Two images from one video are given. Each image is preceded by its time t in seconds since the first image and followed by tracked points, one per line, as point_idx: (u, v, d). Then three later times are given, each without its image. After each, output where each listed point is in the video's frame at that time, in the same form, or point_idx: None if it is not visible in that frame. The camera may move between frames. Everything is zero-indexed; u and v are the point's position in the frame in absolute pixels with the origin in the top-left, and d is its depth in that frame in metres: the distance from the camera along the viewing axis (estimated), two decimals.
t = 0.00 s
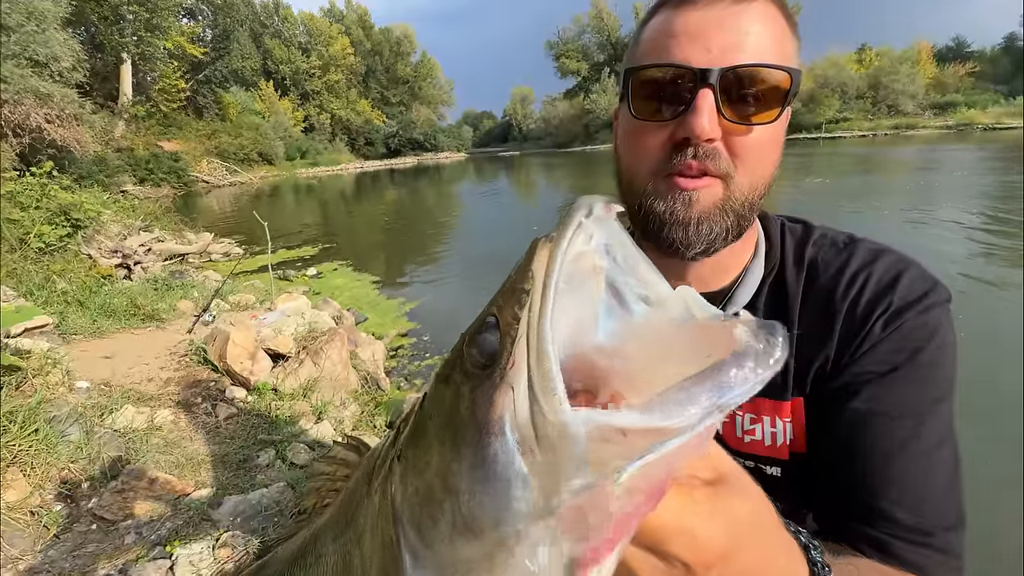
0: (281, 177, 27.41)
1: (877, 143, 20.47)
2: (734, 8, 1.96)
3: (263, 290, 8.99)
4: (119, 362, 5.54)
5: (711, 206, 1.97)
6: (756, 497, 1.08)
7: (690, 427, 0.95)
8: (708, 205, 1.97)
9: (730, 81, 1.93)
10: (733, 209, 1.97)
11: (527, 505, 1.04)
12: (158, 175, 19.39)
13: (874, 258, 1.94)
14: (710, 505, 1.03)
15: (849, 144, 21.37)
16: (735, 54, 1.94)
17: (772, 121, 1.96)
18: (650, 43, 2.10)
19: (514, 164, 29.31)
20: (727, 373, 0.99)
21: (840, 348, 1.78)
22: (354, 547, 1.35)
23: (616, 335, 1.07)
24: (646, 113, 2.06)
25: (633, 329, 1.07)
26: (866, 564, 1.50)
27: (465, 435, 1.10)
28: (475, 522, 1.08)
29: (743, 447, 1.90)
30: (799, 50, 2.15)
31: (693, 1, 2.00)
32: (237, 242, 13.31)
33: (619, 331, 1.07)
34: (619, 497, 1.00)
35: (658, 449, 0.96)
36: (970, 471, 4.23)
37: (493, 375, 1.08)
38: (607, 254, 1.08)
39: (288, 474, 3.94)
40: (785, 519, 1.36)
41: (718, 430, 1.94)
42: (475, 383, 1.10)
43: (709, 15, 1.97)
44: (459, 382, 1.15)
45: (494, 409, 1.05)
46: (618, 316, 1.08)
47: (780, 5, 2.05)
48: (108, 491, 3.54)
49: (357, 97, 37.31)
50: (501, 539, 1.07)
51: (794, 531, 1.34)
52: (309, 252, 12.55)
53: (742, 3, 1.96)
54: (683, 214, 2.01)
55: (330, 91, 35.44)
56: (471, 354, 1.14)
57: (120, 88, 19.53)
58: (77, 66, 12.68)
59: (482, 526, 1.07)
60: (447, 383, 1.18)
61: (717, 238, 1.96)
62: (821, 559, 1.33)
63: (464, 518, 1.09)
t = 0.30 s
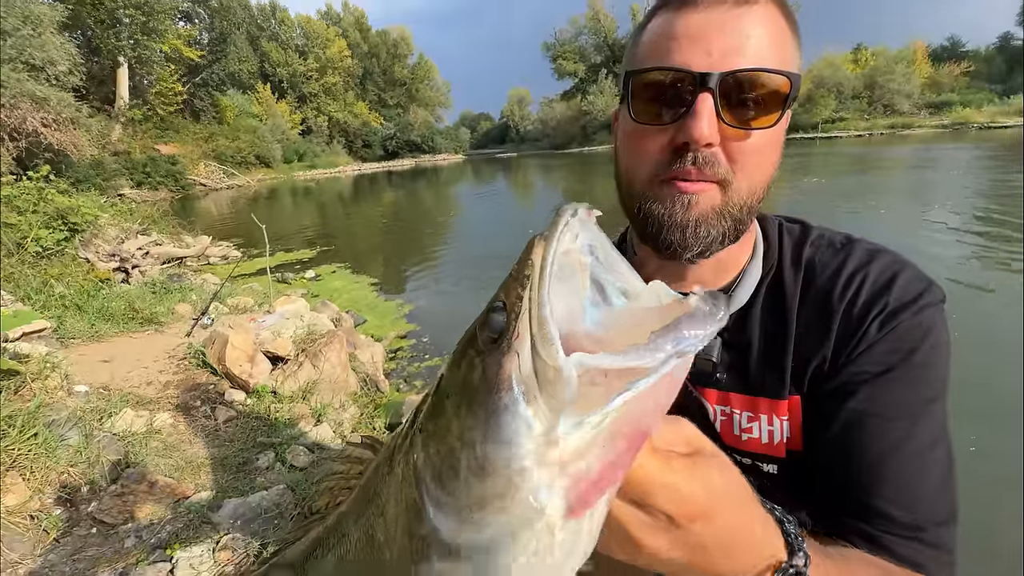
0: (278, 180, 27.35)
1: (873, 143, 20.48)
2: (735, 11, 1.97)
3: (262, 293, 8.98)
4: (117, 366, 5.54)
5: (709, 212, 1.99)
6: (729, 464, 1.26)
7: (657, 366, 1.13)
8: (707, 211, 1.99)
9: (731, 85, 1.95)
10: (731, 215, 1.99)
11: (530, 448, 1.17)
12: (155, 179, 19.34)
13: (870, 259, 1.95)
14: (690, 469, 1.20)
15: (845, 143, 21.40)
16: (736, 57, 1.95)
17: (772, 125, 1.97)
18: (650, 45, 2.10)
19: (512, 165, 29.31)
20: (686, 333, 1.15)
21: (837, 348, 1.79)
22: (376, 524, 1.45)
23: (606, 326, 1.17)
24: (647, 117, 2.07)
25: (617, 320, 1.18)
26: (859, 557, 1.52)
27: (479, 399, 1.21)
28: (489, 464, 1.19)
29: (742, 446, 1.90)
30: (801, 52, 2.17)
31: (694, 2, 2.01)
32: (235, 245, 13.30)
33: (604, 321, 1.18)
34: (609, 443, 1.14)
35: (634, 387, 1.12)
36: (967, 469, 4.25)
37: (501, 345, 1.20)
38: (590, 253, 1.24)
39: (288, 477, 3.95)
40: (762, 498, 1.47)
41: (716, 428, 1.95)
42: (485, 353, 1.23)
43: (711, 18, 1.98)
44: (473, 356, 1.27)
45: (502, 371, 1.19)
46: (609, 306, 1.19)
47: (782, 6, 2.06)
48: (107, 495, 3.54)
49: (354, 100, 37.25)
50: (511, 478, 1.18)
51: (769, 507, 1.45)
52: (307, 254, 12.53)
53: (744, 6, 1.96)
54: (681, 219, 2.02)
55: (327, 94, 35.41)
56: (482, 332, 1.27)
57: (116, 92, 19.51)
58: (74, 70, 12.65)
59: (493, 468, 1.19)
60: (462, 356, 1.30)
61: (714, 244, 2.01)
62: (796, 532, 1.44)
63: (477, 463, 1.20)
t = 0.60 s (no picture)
0: (278, 181, 27.33)
1: (872, 143, 20.48)
2: (742, 9, 1.96)
3: (262, 294, 8.98)
4: (117, 368, 5.54)
5: (706, 214, 1.98)
6: (708, 438, 1.42)
7: (637, 323, 1.24)
8: (704, 213, 1.98)
9: (732, 84, 1.94)
10: (728, 219, 1.97)
11: (532, 398, 1.25)
12: (155, 181, 19.32)
13: (870, 256, 1.95)
14: (676, 433, 1.34)
15: (845, 143, 21.40)
16: (738, 58, 1.95)
17: (773, 129, 1.95)
18: (653, 46, 2.12)
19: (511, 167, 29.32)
20: (657, 294, 1.27)
21: (837, 347, 1.80)
22: (388, 495, 1.48)
23: (594, 304, 1.26)
24: (648, 116, 2.07)
25: (606, 300, 1.27)
26: (853, 548, 1.53)
27: (485, 361, 1.28)
28: (494, 416, 1.25)
29: (743, 445, 1.92)
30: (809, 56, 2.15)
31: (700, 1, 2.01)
32: (234, 247, 13.31)
33: (592, 300, 1.26)
34: (599, 399, 1.25)
35: (617, 340, 1.23)
36: (966, 468, 4.25)
37: (505, 314, 1.26)
38: (575, 243, 1.31)
39: (288, 478, 3.95)
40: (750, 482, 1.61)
41: (717, 428, 1.97)
42: (488, 324, 1.29)
43: (716, 17, 1.97)
44: (476, 328, 1.33)
45: (505, 336, 1.25)
46: (594, 292, 1.27)
47: (791, 7, 2.04)
48: (107, 497, 3.54)
49: (354, 101, 37.27)
50: (513, 431, 1.25)
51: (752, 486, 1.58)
52: (307, 256, 12.53)
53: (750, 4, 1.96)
54: (678, 220, 2.01)
55: (327, 96, 35.38)
56: (485, 306, 1.31)
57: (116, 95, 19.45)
58: (73, 72, 12.62)
59: (499, 419, 1.25)
60: (468, 328, 1.36)
61: (714, 247, 1.98)
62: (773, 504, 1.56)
63: (482, 417, 1.26)
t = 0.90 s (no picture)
0: (277, 182, 27.32)
1: (870, 143, 20.49)
2: (743, 11, 1.95)
3: (261, 295, 8.98)
4: (117, 369, 5.54)
5: (700, 215, 1.98)
6: (691, 418, 1.46)
7: (618, 290, 1.30)
8: (697, 215, 1.99)
9: (729, 86, 1.93)
10: (722, 221, 1.97)
11: (523, 360, 1.31)
12: (154, 182, 19.33)
13: (870, 254, 1.95)
14: (657, 401, 1.38)
15: (844, 143, 21.42)
16: (736, 59, 1.94)
17: (771, 133, 1.95)
18: (652, 48, 2.13)
19: (511, 167, 29.32)
20: (631, 266, 1.35)
21: (837, 343, 1.80)
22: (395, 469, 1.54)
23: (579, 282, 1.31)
24: (645, 118, 2.08)
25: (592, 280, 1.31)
26: (847, 538, 1.52)
27: (482, 331, 1.35)
28: (492, 377, 1.32)
29: (743, 444, 1.92)
30: (814, 58, 2.13)
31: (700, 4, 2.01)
32: (233, 247, 13.31)
33: (577, 279, 1.31)
34: (587, 363, 1.31)
35: (599, 305, 1.29)
36: (967, 467, 4.25)
37: (500, 289, 1.35)
38: (560, 233, 1.35)
39: (287, 479, 3.95)
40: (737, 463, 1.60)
41: (717, 427, 1.97)
42: (483, 300, 1.38)
43: (715, 19, 1.97)
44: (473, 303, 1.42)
45: (500, 306, 1.34)
46: (578, 275, 1.33)
47: (795, 10, 2.02)
48: (107, 497, 3.54)
49: (353, 102, 37.25)
50: (508, 391, 1.32)
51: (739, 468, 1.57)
52: (306, 256, 12.53)
53: (749, 6, 1.95)
54: (671, 221, 2.02)
55: (326, 96, 35.35)
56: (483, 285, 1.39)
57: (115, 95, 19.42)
58: (72, 73, 12.60)
59: (494, 381, 1.32)
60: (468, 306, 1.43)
61: (707, 248, 1.98)
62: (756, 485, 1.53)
63: (482, 380, 1.33)
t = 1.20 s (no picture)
0: (275, 181, 27.27)
1: (869, 142, 20.51)
2: (745, 15, 1.93)
3: (259, 295, 8.97)
4: (115, 369, 5.52)
5: (689, 225, 1.97)
6: (685, 418, 1.45)
7: (609, 291, 1.31)
8: (689, 226, 1.98)
9: (724, 94, 1.92)
10: (716, 231, 1.96)
11: (520, 357, 1.31)
12: (152, 181, 19.30)
13: (871, 258, 1.95)
14: (652, 399, 1.37)
15: (843, 142, 21.42)
16: (733, 66, 1.92)
17: (764, 142, 1.93)
18: (651, 52, 2.12)
19: (509, 166, 29.28)
20: (620, 269, 1.36)
21: (837, 347, 1.80)
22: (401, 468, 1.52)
23: (569, 287, 1.32)
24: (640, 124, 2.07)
25: (583, 284, 1.32)
26: (841, 539, 1.51)
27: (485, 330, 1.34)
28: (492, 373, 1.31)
29: (742, 445, 1.91)
30: (818, 66, 2.11)
31: (702, 7, 2.00)
32: (231, 247, 13.29)
33: (567, 284, 1.33)
34: (580, 361, 1.30)
35: (589, 306, 1.30)
36: (965, 469, 4.25)
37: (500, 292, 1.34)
38: (554, 243, 1.38)
39: (286, 479, 3.93)
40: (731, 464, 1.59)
41: (716, 428, 1.97)
42: (484, 303, 1.37)
43: (716, 23, 1.95)
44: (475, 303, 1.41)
45: (499, 306, 1.33)
46: (570, 279, 1.35)
47: (799, 12, 1.99)
48: (106, 497, 3.53)
49: (351, 101, 37.19)
50: (507, 387, 1.31)
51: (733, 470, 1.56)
52: (304, 256, 12.50)
53: (751, 10, 1.93)
54: (663, 230, 2.02)
55: (324, 96, 35.28)
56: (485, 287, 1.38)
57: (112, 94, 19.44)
58: (69, 72, 12.55)
59: (493, 378, 1.31)
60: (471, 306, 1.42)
61: (697, 258, 1.98)
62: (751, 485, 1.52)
63: (483, 377, 1.32)
